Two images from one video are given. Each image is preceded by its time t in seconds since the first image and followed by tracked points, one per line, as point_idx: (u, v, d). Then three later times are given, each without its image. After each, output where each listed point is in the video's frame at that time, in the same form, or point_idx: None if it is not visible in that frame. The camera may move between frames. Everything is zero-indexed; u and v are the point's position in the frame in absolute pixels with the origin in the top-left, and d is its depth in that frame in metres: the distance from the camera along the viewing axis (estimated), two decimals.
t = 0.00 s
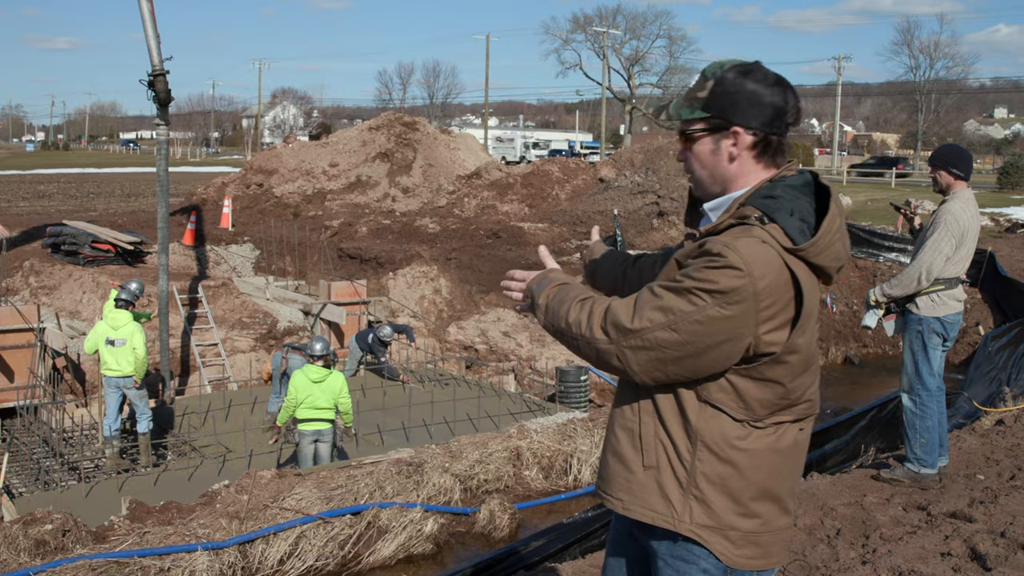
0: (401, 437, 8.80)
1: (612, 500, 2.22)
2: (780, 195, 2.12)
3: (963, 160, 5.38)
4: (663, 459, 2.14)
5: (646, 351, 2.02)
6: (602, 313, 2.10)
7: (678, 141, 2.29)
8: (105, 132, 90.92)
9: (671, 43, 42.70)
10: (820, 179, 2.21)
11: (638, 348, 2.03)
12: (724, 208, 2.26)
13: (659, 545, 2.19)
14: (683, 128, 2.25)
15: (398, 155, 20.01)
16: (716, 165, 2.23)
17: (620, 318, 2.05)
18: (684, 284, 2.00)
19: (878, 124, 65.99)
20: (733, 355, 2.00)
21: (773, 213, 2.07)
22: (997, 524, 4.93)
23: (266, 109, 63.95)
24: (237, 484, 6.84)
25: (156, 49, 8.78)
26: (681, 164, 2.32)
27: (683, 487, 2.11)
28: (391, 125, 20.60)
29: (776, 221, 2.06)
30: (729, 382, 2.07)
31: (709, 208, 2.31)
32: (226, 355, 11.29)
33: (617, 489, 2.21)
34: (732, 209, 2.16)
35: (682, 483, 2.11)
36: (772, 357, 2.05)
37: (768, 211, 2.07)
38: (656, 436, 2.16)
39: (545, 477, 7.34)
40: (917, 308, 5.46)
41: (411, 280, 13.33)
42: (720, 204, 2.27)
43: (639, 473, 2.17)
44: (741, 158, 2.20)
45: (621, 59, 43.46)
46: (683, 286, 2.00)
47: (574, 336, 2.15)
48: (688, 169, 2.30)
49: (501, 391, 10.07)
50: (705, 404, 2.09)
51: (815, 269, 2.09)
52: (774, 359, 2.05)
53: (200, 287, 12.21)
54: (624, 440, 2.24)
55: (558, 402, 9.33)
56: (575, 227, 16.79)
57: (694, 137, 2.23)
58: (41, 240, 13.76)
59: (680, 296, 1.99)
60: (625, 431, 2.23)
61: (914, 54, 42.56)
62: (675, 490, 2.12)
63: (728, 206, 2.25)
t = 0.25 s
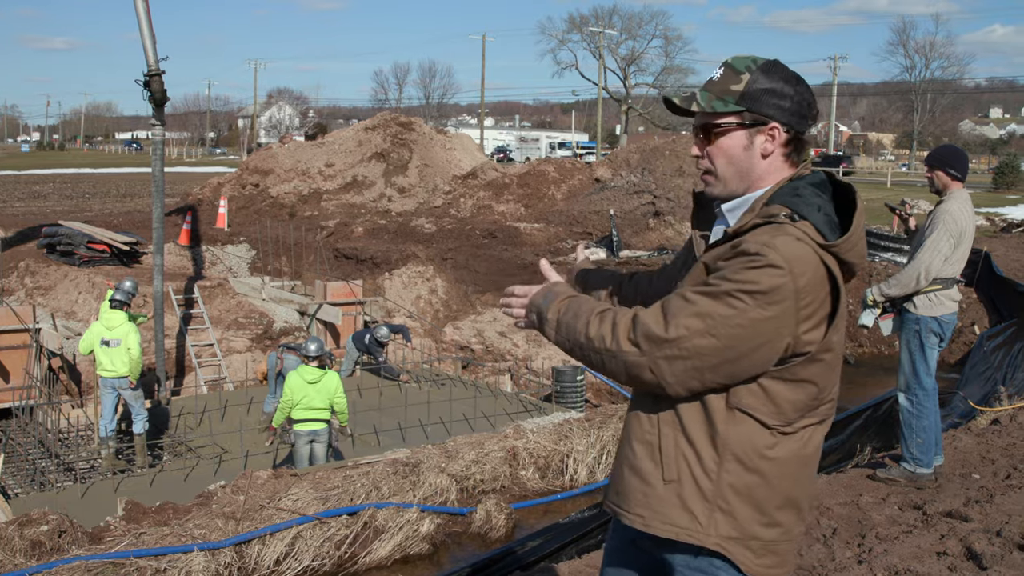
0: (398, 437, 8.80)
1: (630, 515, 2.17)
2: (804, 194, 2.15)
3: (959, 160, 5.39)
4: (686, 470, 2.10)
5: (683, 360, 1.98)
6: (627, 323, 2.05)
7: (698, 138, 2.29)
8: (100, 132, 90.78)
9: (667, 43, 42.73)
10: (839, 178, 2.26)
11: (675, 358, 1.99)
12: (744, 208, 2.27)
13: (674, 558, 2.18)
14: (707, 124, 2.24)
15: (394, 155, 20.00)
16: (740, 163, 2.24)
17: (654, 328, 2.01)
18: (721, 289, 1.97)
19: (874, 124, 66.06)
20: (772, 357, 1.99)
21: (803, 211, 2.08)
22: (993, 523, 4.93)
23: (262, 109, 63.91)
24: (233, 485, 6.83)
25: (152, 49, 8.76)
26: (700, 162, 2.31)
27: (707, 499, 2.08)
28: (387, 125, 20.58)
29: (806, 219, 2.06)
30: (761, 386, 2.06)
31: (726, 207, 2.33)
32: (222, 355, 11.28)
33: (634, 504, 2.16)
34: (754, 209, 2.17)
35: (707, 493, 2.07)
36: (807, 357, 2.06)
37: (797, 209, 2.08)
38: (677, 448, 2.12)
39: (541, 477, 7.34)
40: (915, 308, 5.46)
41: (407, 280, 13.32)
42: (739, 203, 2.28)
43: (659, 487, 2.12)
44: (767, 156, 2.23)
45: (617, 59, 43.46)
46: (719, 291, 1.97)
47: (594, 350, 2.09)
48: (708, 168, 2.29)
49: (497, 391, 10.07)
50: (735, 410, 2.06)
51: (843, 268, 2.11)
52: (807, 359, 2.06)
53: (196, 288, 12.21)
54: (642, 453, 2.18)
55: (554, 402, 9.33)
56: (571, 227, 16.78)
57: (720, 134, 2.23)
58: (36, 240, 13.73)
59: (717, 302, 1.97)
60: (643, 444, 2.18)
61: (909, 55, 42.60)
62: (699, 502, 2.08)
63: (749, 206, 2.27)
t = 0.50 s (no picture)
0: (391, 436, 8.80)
1: (655, 526, 2.09)
2: (815, 191, 2.17)
3: (954, 159, 5.41)
4: (713, 476, 2.04)
5: (720, 363, 1.95)
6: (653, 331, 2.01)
7: (709, 135, 2.26)
8: (93, 132, 90.54)
9: (661, 43, 42.76)
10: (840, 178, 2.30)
11: (712, 362, 1.95)
12: (753, 208, 2.26)
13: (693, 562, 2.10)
14: (720, 119, 2.23)
15: (388, 154, 19.98)
16: (751, 160, 2.24)
17: (689, 333, 1.96)
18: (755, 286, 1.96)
19: (867, 123, 66.17)
20: (805, 352, 1.98)
21: (820, 205, 2.10)
22: (986, 521, 4.94)
23: (256, 108, 63.86)
24: (227, 484, 6.82)
25: (145, 48, 8.74)
26: (708, 160, 2.29)
27: (738, 502, 2.03)
28: (380, 124, 20.56)
29: (825, 212, 2.08)
30: (789, 384, 2.05)
31: (733, 208, 2.31)
32: (216, 355, 11.26)
33: (660, 515, 2.09)
34: (768, 206, 2.17)
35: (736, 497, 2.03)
36: (833, 349, 2.08)
37: (813, 203, 2.10)
38: (702, 455, 2.06)
39: (535, 476, 7.34)
40: (911, 306, 5.46)
41: (401, 279, 13.31)
42: (747, 203, 2.27)
43: (686, 495, 2.06)
44: (779, 153, 2.24)
45: (610, 58, 43.49)
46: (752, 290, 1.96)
47: (620, 362, 2.05)
48: (718, 166, 2.27)
49: (491, 390, 10.06)
50: (762, 409, 2.03)
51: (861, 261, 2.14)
52: (830, 351, 2.08)
53: (189, 288, 12.19)
54: (663, 462, 2.11)
55: (548, 400, 9.34)
56: (564, 226, 16.79)
57: (733, 129, 2.22)
58: (29, 240, 13.69)
59: (753, 302, 1.95)
60: (664, 453, 2.11)
61: (903, 53, 42.67)
62: (730, 507, 2.03)
63: (758, 206, 2.25)
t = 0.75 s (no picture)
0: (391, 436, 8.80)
1: (689, 540, 2.06)
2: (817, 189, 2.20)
3: (952, 157, 5.41)
4: (747, 487, 2.01)
5: (788, 390, 1.84)
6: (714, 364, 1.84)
7: (711, 131, 2.25)
8: (92, 133, 90.54)
9: (659, 42, 42.80)
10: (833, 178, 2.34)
11: (781, 392, 1.84)
12: (755, 207, 2.26)
13: (707, 562, 2.07)
14: (723, 114, 2.22)
15: (386, 154, 19.99)
16: (754, 157, 2.24)
17: (758, 366, 1.81)
18: (804, 301, 1.88)
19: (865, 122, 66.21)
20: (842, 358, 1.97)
21: (826, 202, 2.12)
22: (986, 519, 4.95)
23: (254, 109, 63.92)
24: (227, 486, 6.81)
25: (143, 50, 8.74)
26: (709, 157, 2.28)
27: (775, 510, 2.03)
28: (379, 125, 20.55)
29: (831, 209, 2.11)
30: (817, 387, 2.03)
31: (733, 207, 2.31)
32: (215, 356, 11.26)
33: (692, 529, 2.06)
34: (774, 204, 2.17)
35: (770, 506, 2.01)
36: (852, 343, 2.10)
37: (819, 200, 2.12)
38: (735, 467, 2.01)
39: (535, 476, 7.34)
40: (914, 305, 5.46)
41: (400, 279, 13.31)
42: (749, 202, 2.27)
43: (721, 508, 2.03)
44: (780, 151, 2.25)
45: (608, 58, 43.53)
46: (801, 305, 1.88)
47: (687, 404, 1.83)
48: (720, 163, 2.26)
49: (490, 390, 10.06)
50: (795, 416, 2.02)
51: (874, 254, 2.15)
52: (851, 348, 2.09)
53: (188, 289, 12.20)
54: (695, 478, 2.05)
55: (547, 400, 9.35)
56: (563, 226, 16.79)
57: (738, 125, 2.21)
58: (28, 242, 13.69)
59: (807, 319, 1.87)
60: (695, 469, 2.05)
61: (901, 52, 42.70)
62: (768, 516, 2.02)
63: (760, 205, 2.26)
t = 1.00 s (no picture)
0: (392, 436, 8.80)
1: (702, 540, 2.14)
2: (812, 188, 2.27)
3: (951, 153, 5.40)
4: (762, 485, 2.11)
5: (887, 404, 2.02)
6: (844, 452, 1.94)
7: (720, 123, 2.25)
8: (92, 135, 90.55)
9: (658, 42, 42.80)
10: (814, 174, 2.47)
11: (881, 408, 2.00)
12: (753, 203, 2.29)
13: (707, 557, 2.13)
14: (736, 106, 2.24)
15: (386, 155, 19.99)
16: (759, 152, 2.26)
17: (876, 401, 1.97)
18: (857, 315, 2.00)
19: (865, 121, 66.18)
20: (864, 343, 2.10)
21: (822, 199, 2.21)
22: (987, 517, 4.95)
23: (254, 110, 63.94)
24: (228, 487, 6.81)
25: (143, 51, 8.74)
26: (715, 151, 2.27)
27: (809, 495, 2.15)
28: (378, 126, 20.55)
29: (828, 206, 2.20)
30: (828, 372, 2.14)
31: (731, 204, 2.32)
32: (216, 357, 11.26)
33: (709, 529, 2.13)
34: (775, 202, 2.22)
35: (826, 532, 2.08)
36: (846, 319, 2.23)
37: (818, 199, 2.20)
38: (749, 467, 2.11)
39: (536, 476, 7.34)
40: (915, 301, 5.47)
41: (400, 280, 13.31)
42: (747, 199, 2.29)
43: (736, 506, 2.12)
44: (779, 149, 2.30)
45: (607, 58, 43.52)
46: (847, 317, 2.00)
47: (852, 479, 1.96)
48: (725, 157, 2.26)
49: (491, 391, 10.06)
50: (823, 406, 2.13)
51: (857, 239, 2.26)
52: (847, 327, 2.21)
53: (189, 290, 12.21)
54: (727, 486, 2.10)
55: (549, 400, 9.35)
56: (563, 226, 16.78)
57: (749, 118, 2.23)
58: (28, 244, 13.68)
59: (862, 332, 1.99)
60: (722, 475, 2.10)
61: (900, 51, 42.70)
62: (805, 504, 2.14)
63: (757, 202, 2.29)
